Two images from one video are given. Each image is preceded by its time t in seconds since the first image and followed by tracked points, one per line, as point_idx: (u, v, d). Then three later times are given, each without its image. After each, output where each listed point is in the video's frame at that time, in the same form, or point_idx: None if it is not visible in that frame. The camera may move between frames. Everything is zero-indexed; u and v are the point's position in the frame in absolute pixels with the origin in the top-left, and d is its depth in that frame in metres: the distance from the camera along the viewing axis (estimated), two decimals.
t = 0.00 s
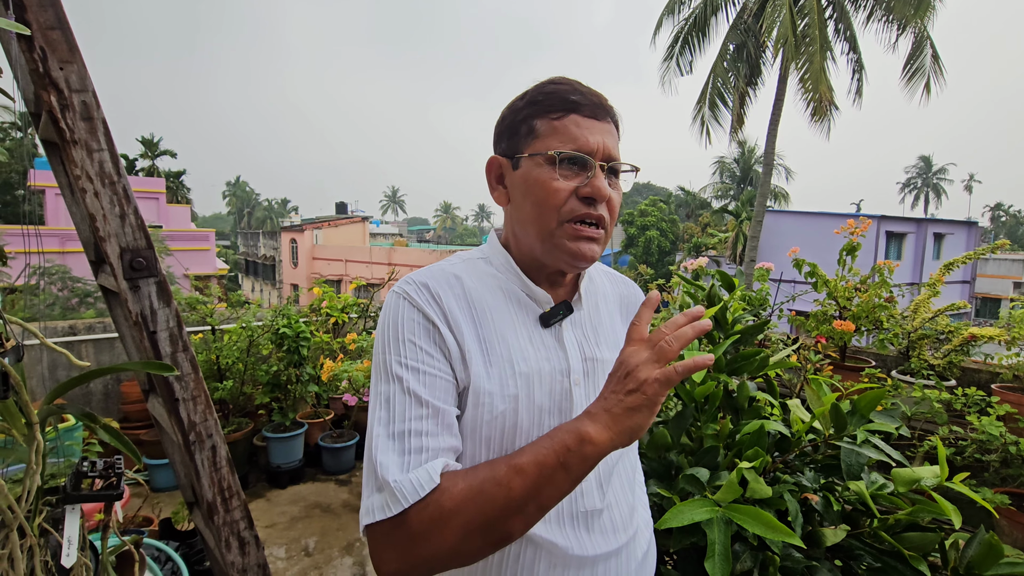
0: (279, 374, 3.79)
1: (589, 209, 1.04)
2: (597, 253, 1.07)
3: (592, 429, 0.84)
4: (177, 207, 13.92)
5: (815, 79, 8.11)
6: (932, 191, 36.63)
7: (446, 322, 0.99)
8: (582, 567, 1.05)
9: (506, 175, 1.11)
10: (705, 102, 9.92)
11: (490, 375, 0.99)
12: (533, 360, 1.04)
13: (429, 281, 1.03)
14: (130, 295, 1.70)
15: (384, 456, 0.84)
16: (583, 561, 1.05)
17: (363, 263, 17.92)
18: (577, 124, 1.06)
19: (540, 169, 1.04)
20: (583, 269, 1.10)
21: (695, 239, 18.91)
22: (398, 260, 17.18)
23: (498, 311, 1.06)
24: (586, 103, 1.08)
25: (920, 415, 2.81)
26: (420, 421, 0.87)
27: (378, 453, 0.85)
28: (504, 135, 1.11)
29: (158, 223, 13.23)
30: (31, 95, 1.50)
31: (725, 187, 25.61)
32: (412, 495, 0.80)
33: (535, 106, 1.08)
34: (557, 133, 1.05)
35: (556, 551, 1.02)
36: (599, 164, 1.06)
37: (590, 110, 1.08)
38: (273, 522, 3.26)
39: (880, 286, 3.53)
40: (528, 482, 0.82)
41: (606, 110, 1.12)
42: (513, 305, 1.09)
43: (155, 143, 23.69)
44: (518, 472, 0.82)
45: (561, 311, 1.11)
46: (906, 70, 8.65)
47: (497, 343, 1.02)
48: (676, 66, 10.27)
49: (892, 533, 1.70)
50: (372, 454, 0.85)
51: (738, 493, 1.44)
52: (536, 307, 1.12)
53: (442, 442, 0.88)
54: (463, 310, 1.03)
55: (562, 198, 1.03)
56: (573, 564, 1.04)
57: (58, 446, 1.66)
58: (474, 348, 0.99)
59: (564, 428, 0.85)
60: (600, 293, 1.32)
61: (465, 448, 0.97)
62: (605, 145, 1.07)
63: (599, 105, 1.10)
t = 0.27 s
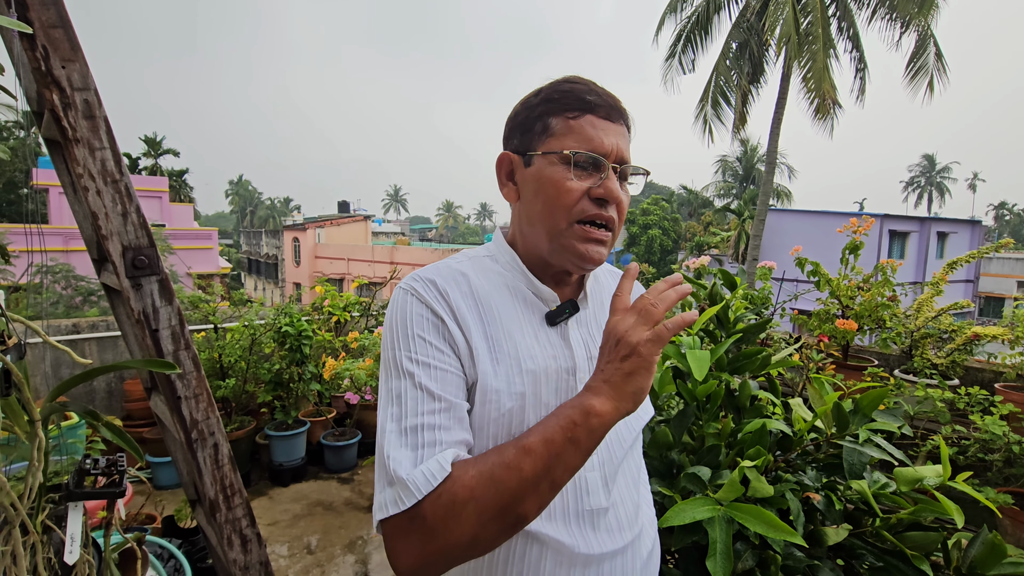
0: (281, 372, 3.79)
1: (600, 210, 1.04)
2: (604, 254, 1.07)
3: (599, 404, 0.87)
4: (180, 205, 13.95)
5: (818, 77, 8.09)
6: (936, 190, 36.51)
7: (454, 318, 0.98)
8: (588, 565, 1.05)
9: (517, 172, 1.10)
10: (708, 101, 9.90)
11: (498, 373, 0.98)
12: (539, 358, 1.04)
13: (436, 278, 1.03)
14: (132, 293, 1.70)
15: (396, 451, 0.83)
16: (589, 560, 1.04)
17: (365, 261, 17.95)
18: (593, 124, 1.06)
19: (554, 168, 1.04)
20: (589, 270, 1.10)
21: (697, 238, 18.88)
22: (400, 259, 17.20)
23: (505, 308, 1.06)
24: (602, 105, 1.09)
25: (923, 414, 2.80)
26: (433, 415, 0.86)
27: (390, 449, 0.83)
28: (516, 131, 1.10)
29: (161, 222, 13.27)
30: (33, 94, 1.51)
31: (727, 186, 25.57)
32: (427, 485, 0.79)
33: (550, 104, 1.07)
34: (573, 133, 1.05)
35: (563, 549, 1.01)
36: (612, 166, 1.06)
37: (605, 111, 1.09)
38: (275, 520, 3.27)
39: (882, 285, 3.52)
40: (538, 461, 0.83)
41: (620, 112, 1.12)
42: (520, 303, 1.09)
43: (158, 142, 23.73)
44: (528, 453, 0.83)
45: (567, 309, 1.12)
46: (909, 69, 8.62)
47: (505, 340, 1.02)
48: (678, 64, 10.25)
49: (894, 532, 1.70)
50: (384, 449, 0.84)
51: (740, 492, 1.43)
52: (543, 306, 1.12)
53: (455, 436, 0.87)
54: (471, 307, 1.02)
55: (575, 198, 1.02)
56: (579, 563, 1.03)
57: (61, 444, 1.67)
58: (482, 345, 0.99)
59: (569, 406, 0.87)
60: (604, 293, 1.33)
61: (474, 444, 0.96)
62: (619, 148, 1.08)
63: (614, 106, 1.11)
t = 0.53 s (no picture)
0: (282, 372, 3.79)
1: (612, 216, 1.04)
2: (614, 260, 1.08)
3: (606, 394, 0.88)
4: (181, 205, 13.98)
5: (819, 77, 8.09)
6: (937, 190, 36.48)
7: (464, 315, 0.98)
8: (595, 565, 1.04)
9: (530, 172, 1.10)
10: (709, 101, 9.88)
11: (507, 371, 0.98)
12: (547, 357, 1.03)
13: (445, 275, 1.02)
14: (134, 293, 1.71)
15: (408, 448, 0.83)
16: (595, 560, 1.04)
17: (366, 261, 17.95)
18: (610, 130, 1.06)
19: (569, 172, 1.03)
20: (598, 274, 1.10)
21: (698, 238, 18.87)
22: (401, 259, 17.21)
23: (514, 307, 1.05)
24: (622, 111, 1.08)
25: (925, 414, 2.80)
26: (444, 412, 0.86)
27: (401, 446, 0.83)
28: (532, 130, 1.09)
29: (162, 221, 13.29)
30: (35, 94, 1.51)
31: (729, 186, 25.55)
32: (438, 481, 0.79)
33: (567, 106, 1.06)
34: (589, 137, 1.04)
35: (569, 549, 1.01)
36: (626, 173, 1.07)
37: (623, 118, 1.08)
38: (277, 520, 3.27)
39: (884, 285, 3.52)
40: (548, 453, 0.82)
41: (638, 119, 1.12)
42: (529, 303, 1.09)
43: (160, 142, 23.76)
44: (537, 444, 0.82)
45: (576, 309, 1.11)
46: (911, 68, 8.61)
47: (514, 338, 1.01)
48: (679, 64, 10.24)
49: (896, 532, 1.70)
50: (395, 446, 0.84)
51: (741, 492, 1.44)
52: (551, 306, 1.12)
53: (466, 433, 0.86)
54: (480, 305, 1.02)
55: (589, 203, 1.02)
56: (586, 563, 1.03)
57: (63, 443, 1.67)
58: (491, 344, 0.98)
59: (575, 397, 0.88)
60: (611, 294, 1.33)
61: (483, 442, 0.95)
62: (634, 156, 1.08)
63: (632, 112, 1.10)
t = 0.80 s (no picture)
0: (281, 373, 3.79)
1: (622, 222, 1.05)
2: (621, 266, 1.08)
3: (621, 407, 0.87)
4: (180, 207, 13.98)
5: (818, 79, 8.10)
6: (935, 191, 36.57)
7: (471, 318, 0.97)
8: (601, 566, 1.04)
9: (540, 175, 1.09)
10: (708, 102, 9.89)
11: (515, 374, 0.98)
12: (554, 360, 1.03)
13: (452, 277, 1.02)
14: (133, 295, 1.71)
15: (416, 452, 0.83)
16: (601, 561, 1.04)
17: (365, 262, 17.94)
18: (623, 135, 1.06)
19: (581, 176, 1.04)
20: (604, 279, 1.10)
21: (697, 239, 18.88)
22: (400, 260, 17.21)
23: (520, 309, 1.05)
24: (633, 116, 1.08)
25: (924, 415, 2.80)
26: (452, 415, 0.85)
27: (409, 450, 0.83)
28: (543, 132, 1.09)
29: (161, 223, 13.28)
30: (34, 95, 1.51)
31: (727, 187, 25.59)
32: (447, 485, 0.79)
33: (579, 110, 1.06)
34: (601, 141, 1.04)
35: (576, 551, 1.01)
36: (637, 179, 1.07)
37: (635, 122, 1.08)
38: (275, 522, 3.26)
39: (883, 286, 3.53)
40: (562, 462, 0.82)
41: (649, 124, 1.12)
42: (535, 306, 1.08)
43: (158, 143, 23.72)
44: (551, 454, 0.82)
45: (581, 313, 1.11)
46: (909, 70, 8.63)
47: (521, 341, 1.01)
48: (678, 65, 10.26)
49: (895, 534, 1.70)
50: (403, 450, 0.84)
51: (741, 495, 1.43)
52: (557, 308, 1.12)
53: (474, 437, 0.86)
54: (487, 308, 1.01)
55: (599, 208, 1.03)
56: (592, 564, 1.03)
57: (61, 445, 1.67)
58: (499, 347, 0.98)
59: (590, 407, 0.87)
60: (615, 296, 1.33)
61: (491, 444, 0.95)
62: (645, 161, 1.08)
63: (644, 118, 1.10)
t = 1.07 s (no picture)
0: (277, 376, 3.80)
1: (626, 221, 1.06)
2: (625, 265, 1.09)
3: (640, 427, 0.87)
4: (175, 208, 13.94)
5: (813, 81, 8.14)
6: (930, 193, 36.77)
7: (475, 324, 0.97)
8: (607, 567, 1.05)
9: (542, 178, 1.09)
10: (704, 104, 9.92)
11: (520, 379, 0.98)
12: (558, 363, 1.03)
13: (455, 283, 1.02)
14: (127, 298, 1.70)
15: (423, 460, 0.83)
16: (608, 563, 1.04)
17: (362, 264, 17.91)
18: (624, 138, 1.06)
19: (585, 178, 1.04)
20: (608, 279, 1.11)
21: (693, 240, 18.92)
22: (397, 261, 17.19)
23: (524, 314, 1.05)
24: (634, 119, 1.09)
25: (918, 417, 2.82)
26: (458, 422, 0.85)
27: (418, 457, 0.83)
28: (544, 136, 1.09)
29: (156, 224, 13.23)
30: (28, 98, 1.50)
31: (723, 189, 25.67)
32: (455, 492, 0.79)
33: (581, 114, 1.06)
34: (603, 144, 1.05)
35: (584, 553, 1.01)
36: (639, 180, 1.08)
37: (636, 126, 1.09)
38: (271, 525, 3.25)
39: (877, 288, 3.54)
40: (573, 478, 0.82)
41: (648, 128, 1.13)
42: (538, 310, 1.08)
43: (154, 144, 23.67)
44: (563, 470, 0.82)
45: (584, 317, 1.12)
46: (904, 72, 8.68)
47: (526, 346, 1.01)
48: (674, 68, 10.29)
49: (889, 536, 1.70)
50: (411, 457, 0.84)
51: (736, 497, 1.44)
52: (560, 312, 1.12)
53: (482, 442, 0.86)
54: (491, 313, 1.01)
55: (604, 209, 1.03)
56: (598, 567, 1.03)
57: (54, 449, 1.66)
58: (503, 352, 0.98)
59: (606, 423, 0.87)
60: (616, 298, 1.34)
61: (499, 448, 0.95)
62: (647, 163, 1.08)
63: (643, 121, 1.11)
